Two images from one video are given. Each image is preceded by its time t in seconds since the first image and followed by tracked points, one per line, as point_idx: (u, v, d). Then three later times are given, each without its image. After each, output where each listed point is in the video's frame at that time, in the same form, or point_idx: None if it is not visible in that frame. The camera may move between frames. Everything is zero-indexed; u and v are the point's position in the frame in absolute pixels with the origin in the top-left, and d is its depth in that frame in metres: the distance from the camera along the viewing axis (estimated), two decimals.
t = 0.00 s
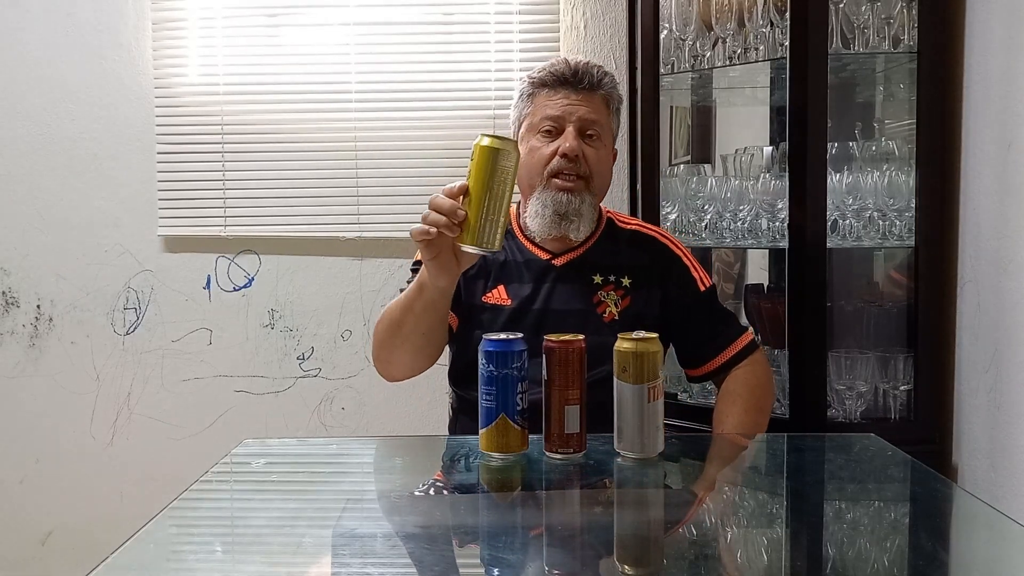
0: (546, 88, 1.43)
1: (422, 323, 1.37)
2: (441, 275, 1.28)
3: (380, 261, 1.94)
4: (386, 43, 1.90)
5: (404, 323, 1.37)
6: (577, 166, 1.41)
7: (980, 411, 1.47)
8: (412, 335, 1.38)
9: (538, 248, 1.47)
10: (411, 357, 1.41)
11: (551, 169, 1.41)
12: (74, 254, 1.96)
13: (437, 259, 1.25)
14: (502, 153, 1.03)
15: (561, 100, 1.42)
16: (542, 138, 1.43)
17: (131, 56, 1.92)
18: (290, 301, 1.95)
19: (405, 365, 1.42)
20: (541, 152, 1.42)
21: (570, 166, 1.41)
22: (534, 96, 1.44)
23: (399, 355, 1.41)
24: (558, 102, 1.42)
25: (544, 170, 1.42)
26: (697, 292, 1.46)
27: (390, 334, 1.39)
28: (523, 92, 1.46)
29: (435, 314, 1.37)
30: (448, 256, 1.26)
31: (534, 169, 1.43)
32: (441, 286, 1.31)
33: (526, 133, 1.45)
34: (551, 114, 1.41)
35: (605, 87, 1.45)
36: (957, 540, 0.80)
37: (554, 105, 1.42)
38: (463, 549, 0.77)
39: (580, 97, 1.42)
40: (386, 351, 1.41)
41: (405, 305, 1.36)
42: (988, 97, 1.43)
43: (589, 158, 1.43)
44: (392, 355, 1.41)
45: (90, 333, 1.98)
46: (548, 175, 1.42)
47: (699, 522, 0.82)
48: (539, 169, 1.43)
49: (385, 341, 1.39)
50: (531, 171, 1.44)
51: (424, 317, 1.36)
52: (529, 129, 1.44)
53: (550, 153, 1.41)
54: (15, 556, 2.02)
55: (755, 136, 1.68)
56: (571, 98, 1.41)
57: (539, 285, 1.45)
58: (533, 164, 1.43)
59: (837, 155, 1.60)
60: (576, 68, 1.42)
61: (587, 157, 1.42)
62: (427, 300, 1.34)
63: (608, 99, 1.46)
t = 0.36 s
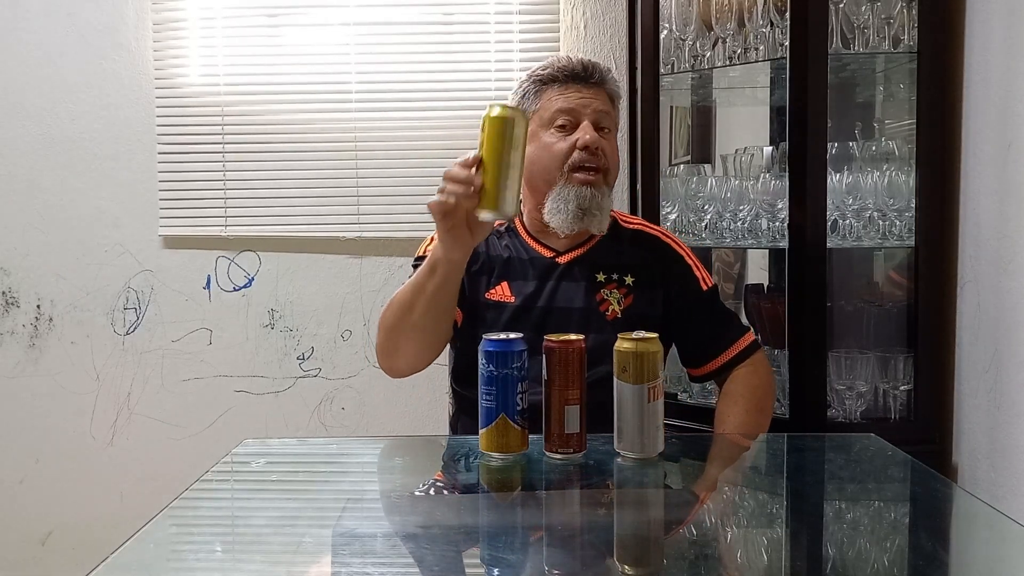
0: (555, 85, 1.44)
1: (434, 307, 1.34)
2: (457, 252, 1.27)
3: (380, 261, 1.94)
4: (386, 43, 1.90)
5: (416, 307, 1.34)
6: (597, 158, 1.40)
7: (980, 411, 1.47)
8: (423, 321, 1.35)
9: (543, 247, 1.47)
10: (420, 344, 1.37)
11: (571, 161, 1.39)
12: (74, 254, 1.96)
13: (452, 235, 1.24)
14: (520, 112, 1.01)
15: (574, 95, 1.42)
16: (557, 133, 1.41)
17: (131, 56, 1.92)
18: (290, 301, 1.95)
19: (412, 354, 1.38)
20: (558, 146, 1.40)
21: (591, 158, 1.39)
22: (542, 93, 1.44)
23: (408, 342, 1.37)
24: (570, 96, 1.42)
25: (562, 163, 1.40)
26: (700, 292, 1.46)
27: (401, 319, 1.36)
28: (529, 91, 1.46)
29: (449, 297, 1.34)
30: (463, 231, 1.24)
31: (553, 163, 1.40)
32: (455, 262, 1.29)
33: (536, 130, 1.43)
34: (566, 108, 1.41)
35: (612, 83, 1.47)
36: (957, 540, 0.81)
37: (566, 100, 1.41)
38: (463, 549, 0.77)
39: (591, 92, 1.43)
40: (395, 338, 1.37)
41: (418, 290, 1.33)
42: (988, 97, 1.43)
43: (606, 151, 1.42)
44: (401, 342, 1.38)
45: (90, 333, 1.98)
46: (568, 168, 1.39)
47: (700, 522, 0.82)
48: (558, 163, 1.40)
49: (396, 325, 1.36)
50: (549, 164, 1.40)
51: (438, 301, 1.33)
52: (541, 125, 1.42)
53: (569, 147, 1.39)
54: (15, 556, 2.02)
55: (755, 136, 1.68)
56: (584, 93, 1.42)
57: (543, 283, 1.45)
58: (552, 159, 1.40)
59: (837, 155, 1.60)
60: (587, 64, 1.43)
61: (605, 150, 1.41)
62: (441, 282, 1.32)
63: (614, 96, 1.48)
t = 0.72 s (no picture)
0: (556, 90, 1.42)
1: (436, 310, 1.34)
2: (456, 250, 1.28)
3: (380, 261, 1.94)
4: (386, 43, 1.90)
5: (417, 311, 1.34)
6: (598, 167, 1.41)
7: (980, 411, 1.46)
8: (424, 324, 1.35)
9: (543, 248, 1.47)
10: (422, 348, 1.37)
11: (572, 170, 1.40)
12: (74, 254, 1.96)
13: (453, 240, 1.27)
14: (519, 105, 1.06)
15: (575, 102, 1.41)
16: (558, 141, 1.41)
17: (132, 55, 1.92)
18: (290, 301, 1.95)
19: (415, 357, 1.38)
20: (560, 154, 1.41)
21: (592, 168, 1.40)
22: (543, 98, 1.43)
23: (409, 347, 1.37)
24: (572, 102, 1.41)
25: (564, 173, 1.41)
26: (699, 292, 1.46)
27: (403, 325, 1.36)
28: (530, 94, 1.44)
29: (450, 301, 1.34)
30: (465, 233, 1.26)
31: (555, 172, 1.41)
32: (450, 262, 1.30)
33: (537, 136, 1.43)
34: (567, 115, 1.40)
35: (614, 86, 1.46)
36: (957, 540, 0.81)
37: (567, 108, 1.40)
38: (463, 550, 0.77)
39: (593, 98, 1.42)
40: (398, 343, 1.37)
41: (417, 297, 1.34)
42: (988, 98, 1.43)
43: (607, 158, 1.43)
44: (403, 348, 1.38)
45: (90, 333, 1.98)
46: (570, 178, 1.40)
47: (700, 522, 0.82)
48: (560, 172, 1.41)
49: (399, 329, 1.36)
50: (551, 173, 1.41)
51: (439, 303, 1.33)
52: (542, 132, 1.42)
53: (571, 156, 1.40)
54: (14, 556, 2.02)
55: (755, 136, 1.68)
56: (585, 100, 1.41)
57: (542, 284, 1.45)
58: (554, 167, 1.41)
59: (837, 156, 1.59)
60: (588, 70, 1.42)
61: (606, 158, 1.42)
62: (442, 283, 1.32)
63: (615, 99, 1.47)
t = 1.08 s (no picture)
0: (556, 102, 1.39)
1: (434, 326, 1.33)
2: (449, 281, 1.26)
3: (380, 261, 1.94)
4: (386, 43, 1.90)
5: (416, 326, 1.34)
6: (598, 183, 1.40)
7: (981, 410, 1.46)
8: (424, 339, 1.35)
9: (543, 249, 1.47)
10: (422, 360, 1.37)
11: (571, 188, 1.40)
12: (74, 254, 1.96)
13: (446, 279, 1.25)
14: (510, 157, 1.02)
15: (575, 118, 1.38)
16: (558, 156, 1.40)
17: (132, 55, 1.92)
18: (290, 301, 1.95)
19: (416, 369, 1.39)
20: (560, 169, 1.40)
21: (590, 186, 1.39)
22: (543, 111, 1.40)
23: (409, 360, 1.38)
24: (572, 119, 1.38)
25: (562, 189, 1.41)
26: (699, 292, 1.46)
27: (401, 339, 1.36)
28: (531, 104, 1.42)
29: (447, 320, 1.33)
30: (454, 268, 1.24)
31: (554, 187, 1.41)
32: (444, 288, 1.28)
33: (538, 149, 1.42)
34: (567, 133, 1.38)
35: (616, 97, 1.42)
36: (957, 540, 0.81)
37: (567, 123, 1.38)
38: (463, 550, 0.77)
39: (595, 113, 1.39)
40: (398, 356, 1.38)
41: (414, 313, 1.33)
42: (988, 97, 1.43)
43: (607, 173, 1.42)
44: (403, 361, 1.38)
45: (90, 332, 1.98)
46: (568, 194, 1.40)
47: (700, 522, 0.82)
48: (559, 188, 1.41)
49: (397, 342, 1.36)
50: (550, 189, 1.41)
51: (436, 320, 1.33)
52: (543, 146, 1.41)
53: (570, 173, 1.39)
54: (14, 556, 2.02)
55: (755, 136, 1.68)
56: (586, 115, 1.38)
57: (542, 285, 1.45)
58: (553, 184, 1.41)
59: (837, 156, 1.59)
60: (589, 82, 1.38)
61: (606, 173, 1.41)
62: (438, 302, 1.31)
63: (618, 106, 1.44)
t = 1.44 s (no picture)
0: (552, 105, 1.39)
1: (435, 322, 1.33)
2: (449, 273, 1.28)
3: (380, 261, 1.94)
4: (386, 43, 1.90)
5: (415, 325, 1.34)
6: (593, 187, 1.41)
7: (980, 410, 1.46)
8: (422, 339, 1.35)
9: (541, 251, 1.47)
10: (420, 361, 1.37)
11: (567, 193, 1.40)
12: (74, 254, 1.96)
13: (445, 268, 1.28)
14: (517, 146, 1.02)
15: (571, 122, 1.38)
16: (554, 159, 1.40)
17: (132, 56, 1.92)
18: (290, 301, 1.95)
19: (413, 370, 1.38)
20: (555, 173, 1.40)
21: (585, 189, 1.40)
22: (539, 114, 1.40)
23: (407, 360, 1.37)
24: (567, 123, 1.38)
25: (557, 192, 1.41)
26: (699, 293, 1.46)
27: (401, 337, 1.36)
28: (525, 107, 1.41)
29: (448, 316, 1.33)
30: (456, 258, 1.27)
31: (549, 191, 1.41)
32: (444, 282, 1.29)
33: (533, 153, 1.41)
34: (563, 137, 1.38)
35: (610, 100, 1.42)
36: (956, 540, 0.81)
37: (562, 127, 1.38)
38: (463, 550, 0.77)
39: (590, 117, 1.39)
40: (396, 355, 1.38)
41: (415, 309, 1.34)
42: (988, 97, 1.43)
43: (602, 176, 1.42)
44: (400, 360, 1.38)
45: (90, 333, 1.98)
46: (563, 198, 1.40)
47: (699, 522, 0.82)
48: (554, 192, 1.41)
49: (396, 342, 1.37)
50: (545, 192, 1.41)
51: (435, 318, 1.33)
52: (538, 149, 1.41)
53: (565, 176, 1.40)
54: (15, 556, 2.02)
55: (755, 136, 1.68)
56: (581, 119, 1.38)
57: (541, 286, 1.45)
58: (548, 188, 1.41)
59: (837, 156, 1.59)
60: (584, 85, 1.39)
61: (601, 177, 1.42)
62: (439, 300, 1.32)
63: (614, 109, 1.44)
